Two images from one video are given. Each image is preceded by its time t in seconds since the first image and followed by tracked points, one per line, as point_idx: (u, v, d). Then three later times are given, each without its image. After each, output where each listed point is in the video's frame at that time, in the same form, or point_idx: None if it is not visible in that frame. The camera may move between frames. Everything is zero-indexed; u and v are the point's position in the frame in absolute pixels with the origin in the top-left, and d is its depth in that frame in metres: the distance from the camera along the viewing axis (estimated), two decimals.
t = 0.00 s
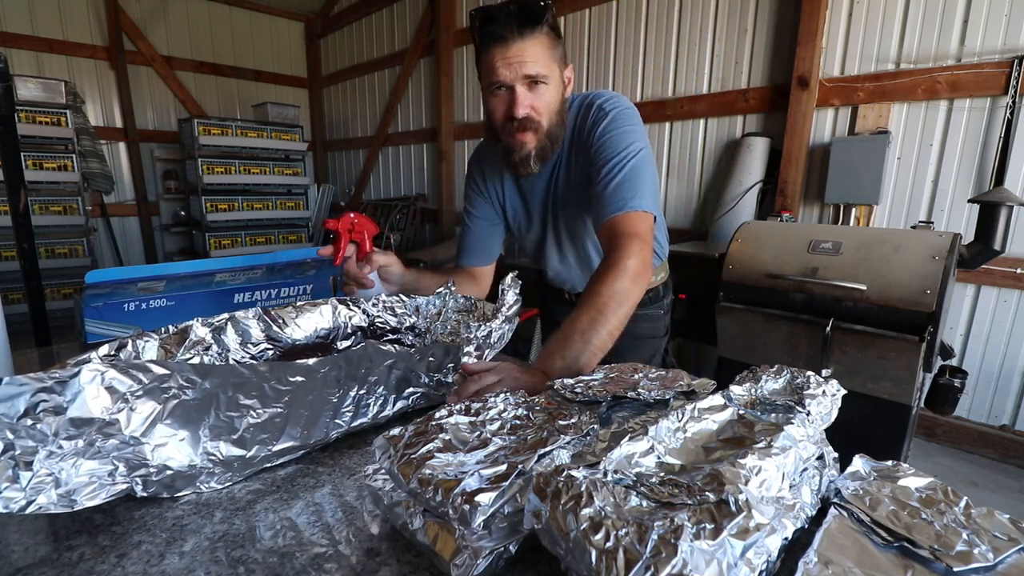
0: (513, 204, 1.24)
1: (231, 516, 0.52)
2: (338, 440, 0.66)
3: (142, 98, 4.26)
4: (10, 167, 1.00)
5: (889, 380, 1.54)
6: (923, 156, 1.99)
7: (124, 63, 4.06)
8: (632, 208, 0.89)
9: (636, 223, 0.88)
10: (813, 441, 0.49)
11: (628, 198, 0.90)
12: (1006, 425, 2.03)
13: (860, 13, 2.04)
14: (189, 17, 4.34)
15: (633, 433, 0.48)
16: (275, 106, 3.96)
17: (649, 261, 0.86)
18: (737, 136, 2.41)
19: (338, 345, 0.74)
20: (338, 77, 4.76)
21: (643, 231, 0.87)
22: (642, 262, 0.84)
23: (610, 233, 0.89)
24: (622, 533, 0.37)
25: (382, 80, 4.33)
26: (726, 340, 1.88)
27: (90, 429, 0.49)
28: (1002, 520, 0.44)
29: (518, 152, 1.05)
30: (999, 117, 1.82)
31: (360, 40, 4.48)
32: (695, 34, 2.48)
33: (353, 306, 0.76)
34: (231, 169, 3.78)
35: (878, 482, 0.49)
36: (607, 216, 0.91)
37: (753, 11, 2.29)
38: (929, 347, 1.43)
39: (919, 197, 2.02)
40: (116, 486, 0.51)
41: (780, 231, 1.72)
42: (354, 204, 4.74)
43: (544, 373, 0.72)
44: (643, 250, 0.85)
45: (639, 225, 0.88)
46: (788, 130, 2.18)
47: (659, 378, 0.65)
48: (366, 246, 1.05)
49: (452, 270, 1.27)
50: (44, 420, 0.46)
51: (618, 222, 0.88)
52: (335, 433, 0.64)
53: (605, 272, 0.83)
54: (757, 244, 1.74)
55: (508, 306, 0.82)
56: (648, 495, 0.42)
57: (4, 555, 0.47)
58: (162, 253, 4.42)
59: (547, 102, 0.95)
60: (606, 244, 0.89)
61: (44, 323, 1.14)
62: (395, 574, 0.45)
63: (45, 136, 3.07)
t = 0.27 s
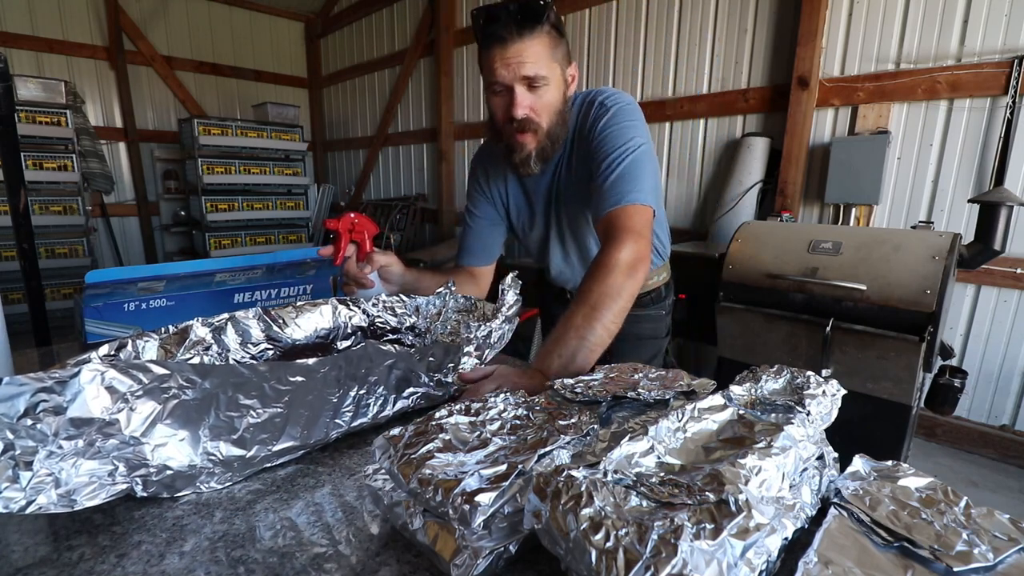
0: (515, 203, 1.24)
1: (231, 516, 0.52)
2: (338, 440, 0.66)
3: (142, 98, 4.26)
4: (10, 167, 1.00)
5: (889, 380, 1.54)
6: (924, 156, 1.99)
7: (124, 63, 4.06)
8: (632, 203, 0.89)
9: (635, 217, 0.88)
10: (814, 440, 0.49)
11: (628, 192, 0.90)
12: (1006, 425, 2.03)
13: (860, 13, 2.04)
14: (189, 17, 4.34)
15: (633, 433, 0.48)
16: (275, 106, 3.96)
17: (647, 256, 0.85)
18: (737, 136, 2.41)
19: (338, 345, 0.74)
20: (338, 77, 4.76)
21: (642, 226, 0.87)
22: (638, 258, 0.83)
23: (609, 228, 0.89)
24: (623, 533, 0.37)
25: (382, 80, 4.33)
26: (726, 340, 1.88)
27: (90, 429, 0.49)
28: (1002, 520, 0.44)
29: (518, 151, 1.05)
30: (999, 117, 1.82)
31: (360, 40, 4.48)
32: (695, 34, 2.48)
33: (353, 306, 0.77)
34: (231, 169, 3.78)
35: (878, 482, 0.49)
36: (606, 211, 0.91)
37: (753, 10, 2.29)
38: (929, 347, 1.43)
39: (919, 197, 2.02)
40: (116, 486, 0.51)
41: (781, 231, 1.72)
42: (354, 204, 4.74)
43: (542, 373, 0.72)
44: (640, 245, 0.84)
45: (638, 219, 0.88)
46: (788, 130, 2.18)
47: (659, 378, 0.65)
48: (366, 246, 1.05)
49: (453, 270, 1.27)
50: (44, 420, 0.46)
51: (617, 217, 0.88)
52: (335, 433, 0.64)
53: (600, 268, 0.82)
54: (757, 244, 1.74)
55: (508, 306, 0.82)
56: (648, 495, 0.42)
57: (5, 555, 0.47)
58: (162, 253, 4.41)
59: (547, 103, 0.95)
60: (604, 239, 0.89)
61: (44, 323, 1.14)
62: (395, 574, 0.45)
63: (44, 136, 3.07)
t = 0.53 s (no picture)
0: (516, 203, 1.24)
1: (231, 516, 0.52)
2: (339, 440, 0.66)
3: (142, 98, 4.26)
4: (10, 167, 1.00)
5: (889, 380, 1.54)
6: (923, 156, 1.99)
7: (124, 63, 4.06)
8: (633, 200, 0.89)
9: (636, 214, 0.88)
10: (813, 440, 0.49)
11: (628, 189, 0.90)
12: (1006, 425, 2.03)
13: (860, 13, 2.04)
14: (189, 17, 4.34)
15: (633, 432, 0.48)
16: (275, 106, 3.96)
17: (646, 253, 0.85)
18: (737, 136, 2.41)
19: (338, 345, 0.74)
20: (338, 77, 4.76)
21: (642, 224, 0.87)
22: (637, 256, 0.83)
23: (608, 225, 0.89)
24: (623, 533, 0.37)
25: (382, 79, 4.33)
26: (726, 340, 1.88)
27: (90, 428, 0.49)
28: (1002, 520, 0.44)
29: (513, 153, 1.06)
30: (999, 117, 1.82)
31: (360, 40, 4.48)
32: (695, 34, 2.48)
33: (353, 306, 0.77)
34: (231, 169, 3.78)
35: (877, 482, 0.50)
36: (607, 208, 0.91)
37: (753, 10, 2.29)
38: (929, 347, 1.43)
39: (919, 197, 2.02)
40: (116, 486, 0.51)
41: (780, 231, 1.72)
42: (354, 204, 4.74)
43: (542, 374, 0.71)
44: (639, 243, 0.84)
45: (638, 217, 0.87)
46: (788, 130, 2.18)
47: (659, 378, 0.65)
48: (366, 247, 1.05)
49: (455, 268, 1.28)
50: (44, 420, 0.46)
51: (617, 213, 0.88)
52: (336, 433, 0.64)
53: (598, 267, 0.82)
54: (757, 244, 1.74)
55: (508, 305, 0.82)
56: (649, 495, 0.42)
57: (5, 555, 0.47)
58: (162, 253, 4.41)
59: (542, 109, 0.95)
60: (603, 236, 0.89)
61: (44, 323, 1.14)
62: (395, 574, 0.45)
63: (45, 136, 3.07)
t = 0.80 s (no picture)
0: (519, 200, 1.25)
1: (230, 516, 0.52)
2: (338, 440, 0.66)
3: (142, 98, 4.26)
4: (10, 167, 1.00)
5: (889, 380, 1.54)
6: (923, 156, 1.99)
7: (124, 63, 4.06)
8: (634, 197, 0.89)
9: (636, 211, 0.87)
10: (813, 440, 0.49)
11: (630, 186, 0.89)
12: (1006, 425, 2.03)
13: (860, 13, 2.04)
14: (189, 17, 4.34)
15: (633, 433, 0.48)
16: (275, 106, 3.96)
17: (645, 250, 0.85)
18: (737, 136, 2.41)
19: (338, 345, 0.74)
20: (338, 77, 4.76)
21: (641, 221, 0.86)
22: (633, 254, 0.83)
23: (608, 221, 0.89)
24: (622, 533, 0.37)
25: (382, 79, 4.33)
26: (726, 340, 1.89)
27: (90, 428, 0.49)
28: (1002, 520, 0.44)
29: (518, 150, 1.06)
30: (999, 117, 1.82)
31: (360, 40, 4.48)
32: (695, 34, 2.48)
33: (353, 307, 0.77)
34: (231, 169, 3.78)
35: (878, 482, 0.49)
36: (607, 204, 0.91)
37: (753, 11, 2.29)
38: (929, 347, 1.43)
39: (919, 197, 2.02)
40: (117, 486, 0.51)
41: (781, 231, 1.72)
42: (354, 204, 4.74)
43: (541, 373, 0.71)
44: (638, 240, 0.84)
45: (639, 214, 0.87)
46: (788, 130, 2.18)
47: (659, 378, 0.65)
48: (367, 246, 1.04)
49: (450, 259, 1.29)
50: (44, 420, 0.46)
51: (617, 210, 0.88)
52: (335, 433, 0.64)
53: (597, 263, 0.82)
54: (757, 244, 1.74)
55: (507, 306, 0.81)
56: (649, 495, 0.42)
57: (5, 555, 0.47)
58: (162, 253, 4.41)
59: (549, 107, 0.95)
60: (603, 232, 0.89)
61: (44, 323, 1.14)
62: (395, 574, 0.45)
63: (45, 136, 3.07)
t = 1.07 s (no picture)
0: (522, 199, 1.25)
1: (230, 516, 0.52)
2: (338, 440, 0.66)
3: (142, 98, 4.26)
4: (10, 167, 1.00)
5: (889, 380, 1.54)
6: (924, 156, 1.99)
7: (124, 63, 4.06)
8: (637, 196, 0.88)
9: (640, 211, 0.87)
10: (813, 440, 0.49)
11: (633, 185, 0.89)
12: (1006, 425, 2.03)
13: (860, 13, 2.04)
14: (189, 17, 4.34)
15: (633, 433, 0.48)
16: (275, 106, 3.96)
17: (647, 251, 0.85)
18: (737, 136, 2.41)
19: (337, 345, 0.74)
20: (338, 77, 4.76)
21: (643, 222, 0.86)
22: (634, 253, 0.83)
23: (611, 220, 0.88)
24: (622, 533, 0.37)
25: (382, 79, 4.33)
26: (726, 340, 1.89)
27: (90, 427, 0.49)
28: (1001, 520, 0.44)
29: (524, 149, 1.06)
30: (999, 117, 1.82)
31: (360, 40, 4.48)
32: (695, 34, 2.48)
33: (353, 306, 0.77)
34: (231, 169, 3.78)
35: (878, 482, 0.49)
36: (610, 203, 0.91)
37: (753, 11, 2.29)
38: (929, 347, 1.43)
39: (919, 197, 2.02)
40: (117, 486, 0.50)
41: (782, 231, 1.72)
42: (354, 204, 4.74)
43: (542, 375, 0.72)
44: (640, 240, 0.84)
45: (642, 214, 0.87)
46: (788, 130, 2.18)
47: (659, 378, 0.64)
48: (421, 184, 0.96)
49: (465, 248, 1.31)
50: (44, 420, 0.47)
51: (620, 209, 0.88)
52: (335, 433, 0.64)
53: (597, 263, 0.82)
54: (757, 244, 1.74)
55: (507, 307, 0.81)
56: (648, 495, 0.42)
57: (5, 555, 0.47)
58: (162, 253, 4.41)
59: (558, 108, 0.95)
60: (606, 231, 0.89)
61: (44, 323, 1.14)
62: (395, 574, 0.45)
63: (45, 136, 3.07)
